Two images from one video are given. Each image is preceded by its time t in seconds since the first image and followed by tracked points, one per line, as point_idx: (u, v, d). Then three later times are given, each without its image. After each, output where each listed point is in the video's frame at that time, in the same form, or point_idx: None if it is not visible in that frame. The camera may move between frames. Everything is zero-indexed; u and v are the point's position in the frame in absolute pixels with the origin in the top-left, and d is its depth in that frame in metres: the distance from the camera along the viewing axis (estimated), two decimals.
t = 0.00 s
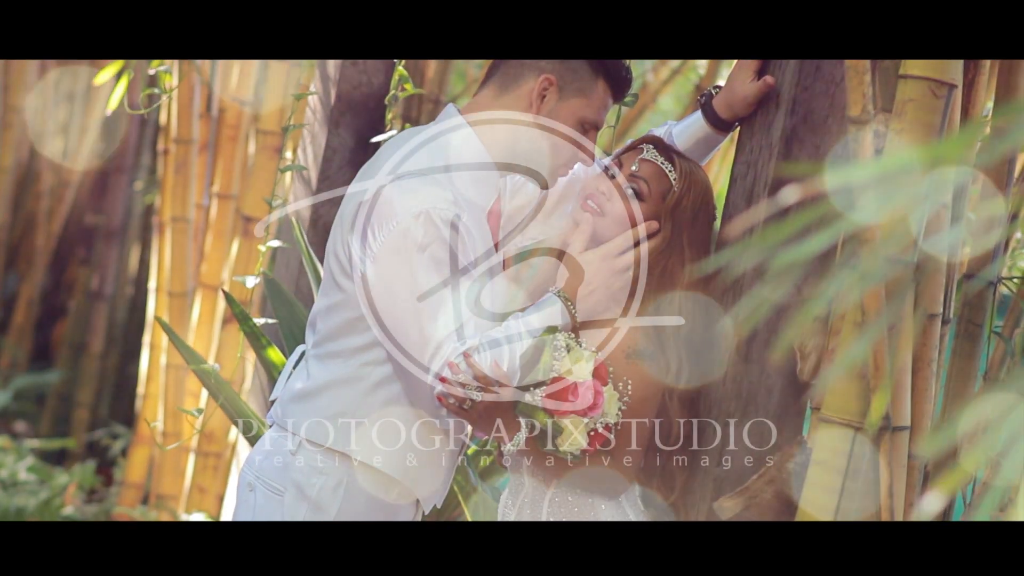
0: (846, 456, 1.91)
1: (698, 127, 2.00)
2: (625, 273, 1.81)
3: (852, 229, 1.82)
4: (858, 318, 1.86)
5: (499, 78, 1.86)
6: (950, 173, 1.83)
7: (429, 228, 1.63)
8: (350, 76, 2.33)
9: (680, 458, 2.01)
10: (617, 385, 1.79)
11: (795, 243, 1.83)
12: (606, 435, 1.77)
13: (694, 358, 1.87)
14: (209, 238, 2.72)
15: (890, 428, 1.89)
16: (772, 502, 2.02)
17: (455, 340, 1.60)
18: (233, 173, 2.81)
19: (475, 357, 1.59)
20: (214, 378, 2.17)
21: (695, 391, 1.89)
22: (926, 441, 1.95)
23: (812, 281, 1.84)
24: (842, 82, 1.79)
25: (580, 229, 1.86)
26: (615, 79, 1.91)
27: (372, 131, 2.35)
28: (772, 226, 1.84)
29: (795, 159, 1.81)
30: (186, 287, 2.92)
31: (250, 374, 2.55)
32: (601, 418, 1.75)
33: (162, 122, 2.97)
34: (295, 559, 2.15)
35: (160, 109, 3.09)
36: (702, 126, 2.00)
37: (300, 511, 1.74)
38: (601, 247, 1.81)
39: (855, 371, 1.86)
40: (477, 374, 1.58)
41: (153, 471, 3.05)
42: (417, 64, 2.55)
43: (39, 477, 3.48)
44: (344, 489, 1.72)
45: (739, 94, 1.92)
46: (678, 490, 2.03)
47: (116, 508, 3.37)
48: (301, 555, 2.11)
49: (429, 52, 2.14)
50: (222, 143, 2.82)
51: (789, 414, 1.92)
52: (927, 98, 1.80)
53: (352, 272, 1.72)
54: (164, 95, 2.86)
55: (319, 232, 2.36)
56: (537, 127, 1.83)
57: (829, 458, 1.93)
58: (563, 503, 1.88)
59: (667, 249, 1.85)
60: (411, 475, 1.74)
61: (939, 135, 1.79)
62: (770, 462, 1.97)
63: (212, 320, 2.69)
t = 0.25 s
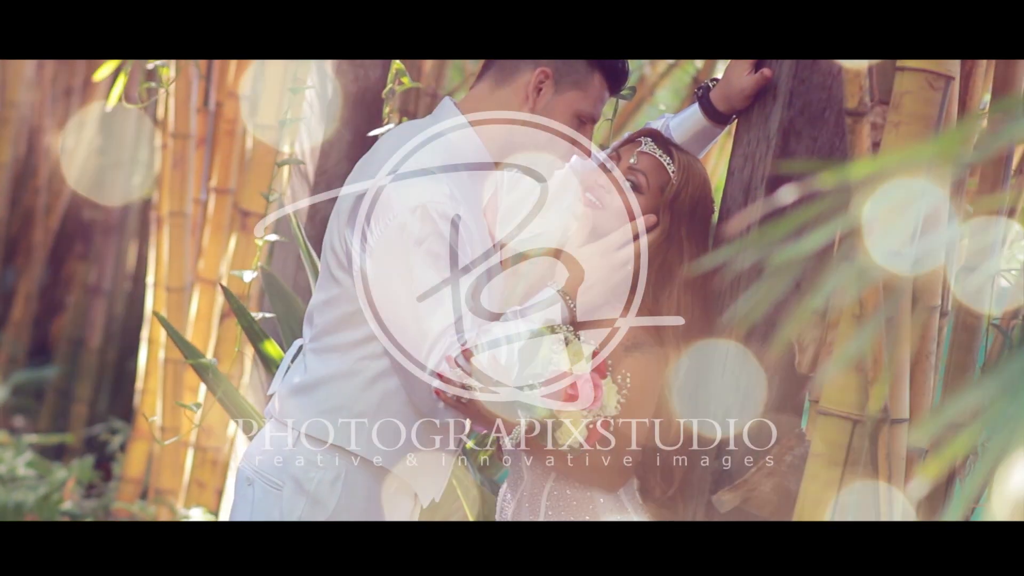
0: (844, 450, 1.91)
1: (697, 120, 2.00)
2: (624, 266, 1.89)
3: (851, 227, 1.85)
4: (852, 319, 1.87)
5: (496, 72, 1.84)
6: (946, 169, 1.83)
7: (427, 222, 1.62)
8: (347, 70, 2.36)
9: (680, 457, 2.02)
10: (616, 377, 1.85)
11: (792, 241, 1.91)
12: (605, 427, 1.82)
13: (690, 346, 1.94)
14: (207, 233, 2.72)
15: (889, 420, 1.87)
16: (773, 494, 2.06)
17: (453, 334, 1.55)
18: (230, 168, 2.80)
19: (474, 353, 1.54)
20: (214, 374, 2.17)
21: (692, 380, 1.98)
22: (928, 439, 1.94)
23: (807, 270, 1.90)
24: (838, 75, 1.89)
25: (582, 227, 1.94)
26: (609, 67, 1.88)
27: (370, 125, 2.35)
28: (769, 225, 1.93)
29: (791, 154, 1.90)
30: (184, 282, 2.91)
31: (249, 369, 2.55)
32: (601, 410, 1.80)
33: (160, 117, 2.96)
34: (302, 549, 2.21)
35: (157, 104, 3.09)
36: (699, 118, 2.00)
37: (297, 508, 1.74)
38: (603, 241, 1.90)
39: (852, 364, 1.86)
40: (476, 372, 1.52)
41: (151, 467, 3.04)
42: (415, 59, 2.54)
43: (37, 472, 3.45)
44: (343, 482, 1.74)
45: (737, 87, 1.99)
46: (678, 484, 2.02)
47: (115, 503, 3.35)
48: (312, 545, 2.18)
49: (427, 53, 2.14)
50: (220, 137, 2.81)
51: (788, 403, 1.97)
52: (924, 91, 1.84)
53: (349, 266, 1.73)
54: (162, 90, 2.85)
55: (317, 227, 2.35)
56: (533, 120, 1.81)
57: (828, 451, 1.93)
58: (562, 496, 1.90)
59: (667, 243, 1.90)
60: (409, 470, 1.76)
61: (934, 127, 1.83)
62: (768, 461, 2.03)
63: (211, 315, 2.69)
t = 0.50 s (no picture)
0: (847, 452, 1.91)
1: (701, 122, 1.99)
2: (626, 268, 1.94)
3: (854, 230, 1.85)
4: (857, 321, 1.86)
5: (499, 73, 1.86)
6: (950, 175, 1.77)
7: (430, 225, 1.62)
8: (350, 72, 2.36)
9: (680, 458, 2.06)
10: (621, 380, 1.91)
11: (796, 246, 1.93)
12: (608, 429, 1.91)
13: (693, 348, 2.00)
14: (210, 234, 2.72)
15: (893, 422, 1.85)
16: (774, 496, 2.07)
17: (454, 338, 1.58)
18: (234, 169, 2.80)
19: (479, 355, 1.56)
20: (217, 375, 2.16)
21: (695, 382, 2.02)
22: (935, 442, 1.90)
23: (811, 273, 1.91)
24: (842, 78, 1.94)
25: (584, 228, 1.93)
26: (615, 75, 1.91)
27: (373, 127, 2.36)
28: (772, 230, 1.96)
29: (795, 156, 1.94)
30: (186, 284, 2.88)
31: (252, 370, 2.55)
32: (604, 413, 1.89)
33: (163, 118, 2.96)
34: (308, 547, 2.24)
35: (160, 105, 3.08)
36: (703, 121, 2.00)
37: (301, 506, 1.76)
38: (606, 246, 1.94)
39: (853, 365, 1.86)
40: (477, 372, 1.57)
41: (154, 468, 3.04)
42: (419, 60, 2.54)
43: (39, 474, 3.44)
44: (345, 485, 1.74)
45: (740, 88, 2.01)
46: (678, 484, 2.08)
47: (118, 505, 3.34)
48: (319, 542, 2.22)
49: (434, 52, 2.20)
50: (223, 138, 2.81)
51: (793, 404, 1.98)
52: (928, 84, 1.87)
53: (351, 268, 1.73)
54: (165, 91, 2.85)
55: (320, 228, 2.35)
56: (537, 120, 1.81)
57: (831, 452, 1.92)
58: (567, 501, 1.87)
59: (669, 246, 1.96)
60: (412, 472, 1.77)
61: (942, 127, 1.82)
62: (768, 461, 2.03)
63: (213, 317, 2.69)
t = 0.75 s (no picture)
0: (849, 457, 1.91)
1: (702, 126, 2.05)
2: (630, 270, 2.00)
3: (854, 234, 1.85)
4: (857, 329, 1.83)
5: (501, 77, 1.89)
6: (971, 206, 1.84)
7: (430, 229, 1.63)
8: (351, 77, 2.38)
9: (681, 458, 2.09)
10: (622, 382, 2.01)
11: (797, 252, 1.92)
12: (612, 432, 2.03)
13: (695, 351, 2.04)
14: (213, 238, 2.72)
15: (895, 427, 1.85)
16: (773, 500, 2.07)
17: (457, 341, 1.58)
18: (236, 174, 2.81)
19: (478, 357, 1.57)
20: (218, 379, 2.17)
21: (696, 384, 2.05)
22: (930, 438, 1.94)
23: (813, 279, 1.91)
24: (843, 81, 1.91)
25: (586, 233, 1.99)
26: (616, 82, 1.98)
27: (375, 131, 2.37)
28: (776, 233, 1.96)
29: (797, 160, 1.96)
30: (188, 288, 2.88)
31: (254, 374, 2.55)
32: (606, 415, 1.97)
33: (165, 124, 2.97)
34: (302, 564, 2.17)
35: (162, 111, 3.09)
36: (704, 125, 2.05)
37: (301, 508, 1.75)
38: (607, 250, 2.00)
39: (858, 372, 1.83)
40: (478, 373, 1.58)
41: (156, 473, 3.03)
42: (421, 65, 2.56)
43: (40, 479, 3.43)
44: (348, 487, 1.74)
45: (742, 92, 2.04)
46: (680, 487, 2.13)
47: (119, 510, 3.33)
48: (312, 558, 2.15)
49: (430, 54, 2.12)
50: (226, 143, 2.82)
51: (794, 407, 1.98)
52: (930, 97, 1.79)
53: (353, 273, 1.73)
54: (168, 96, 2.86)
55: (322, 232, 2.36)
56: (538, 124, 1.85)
57: (832, 458, 1.92)
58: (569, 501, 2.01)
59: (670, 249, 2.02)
60: (413, 476, 1.79)
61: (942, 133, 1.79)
62: (768, 462, 2.03)
63: (215, 322, 2.69)
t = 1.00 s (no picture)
0: (842, 455, 1.97)
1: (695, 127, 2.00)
2: (622, 273, 2.00)
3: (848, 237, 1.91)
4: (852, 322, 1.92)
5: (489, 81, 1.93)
6: None
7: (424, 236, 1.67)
8: (345, 79, 2.33)
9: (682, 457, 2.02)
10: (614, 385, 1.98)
11: (791, 251, 1.90)
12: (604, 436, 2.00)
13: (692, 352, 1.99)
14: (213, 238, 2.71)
15: (885, 426, 1.94)
16: (771, 500, 2.02)
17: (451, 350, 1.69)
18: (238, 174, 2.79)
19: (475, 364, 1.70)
20: (212, 384, 2.23)
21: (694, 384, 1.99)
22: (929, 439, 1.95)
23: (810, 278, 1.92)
24: (836, 82, 1.97)
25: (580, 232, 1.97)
26: (610, 80, 1.96)
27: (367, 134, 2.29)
28: (768, 234, 1.96)
29: (790, 159, 1.98)
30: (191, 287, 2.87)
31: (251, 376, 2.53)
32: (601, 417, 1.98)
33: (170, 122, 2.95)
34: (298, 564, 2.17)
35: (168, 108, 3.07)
36: (696, 126, 2.00)
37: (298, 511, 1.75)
38: (600, 250, 1.99)
39: (851, 366, 1.94)
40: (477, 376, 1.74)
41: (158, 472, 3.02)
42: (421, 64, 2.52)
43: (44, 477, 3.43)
44: (342, 492, 1.73)
45: (735, 93, 2.00)
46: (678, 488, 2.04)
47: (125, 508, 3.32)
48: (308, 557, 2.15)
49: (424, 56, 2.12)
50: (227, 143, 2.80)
51: (789, 407, 1.97)
52: (921, 96, 1.91)
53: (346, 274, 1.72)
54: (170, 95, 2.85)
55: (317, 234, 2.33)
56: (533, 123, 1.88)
57: (827, 453, 1.97)
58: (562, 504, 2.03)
59: (668, 248, 1.99)
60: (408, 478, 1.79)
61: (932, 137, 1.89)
62: (768, 462, 2.00)
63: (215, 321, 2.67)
